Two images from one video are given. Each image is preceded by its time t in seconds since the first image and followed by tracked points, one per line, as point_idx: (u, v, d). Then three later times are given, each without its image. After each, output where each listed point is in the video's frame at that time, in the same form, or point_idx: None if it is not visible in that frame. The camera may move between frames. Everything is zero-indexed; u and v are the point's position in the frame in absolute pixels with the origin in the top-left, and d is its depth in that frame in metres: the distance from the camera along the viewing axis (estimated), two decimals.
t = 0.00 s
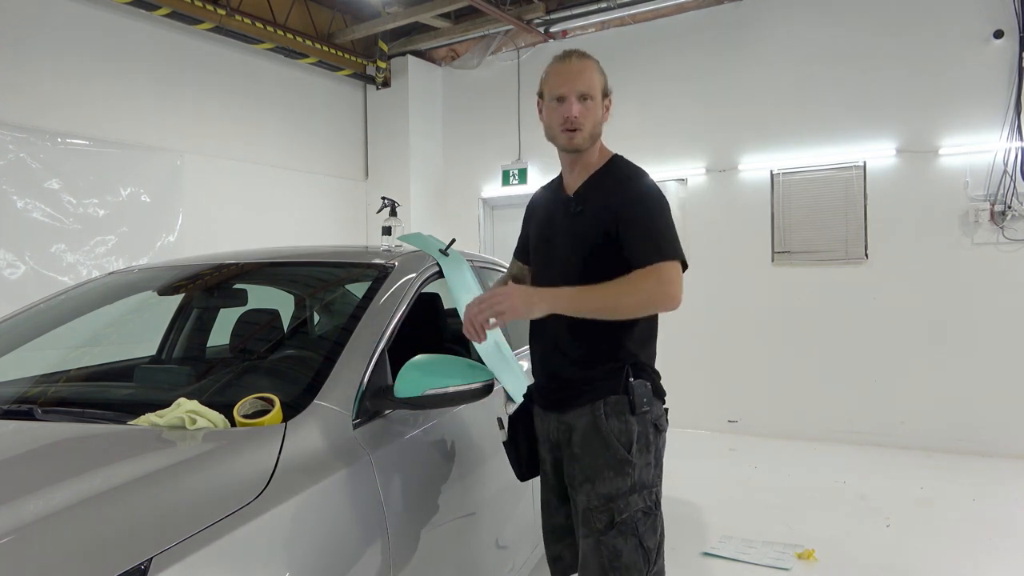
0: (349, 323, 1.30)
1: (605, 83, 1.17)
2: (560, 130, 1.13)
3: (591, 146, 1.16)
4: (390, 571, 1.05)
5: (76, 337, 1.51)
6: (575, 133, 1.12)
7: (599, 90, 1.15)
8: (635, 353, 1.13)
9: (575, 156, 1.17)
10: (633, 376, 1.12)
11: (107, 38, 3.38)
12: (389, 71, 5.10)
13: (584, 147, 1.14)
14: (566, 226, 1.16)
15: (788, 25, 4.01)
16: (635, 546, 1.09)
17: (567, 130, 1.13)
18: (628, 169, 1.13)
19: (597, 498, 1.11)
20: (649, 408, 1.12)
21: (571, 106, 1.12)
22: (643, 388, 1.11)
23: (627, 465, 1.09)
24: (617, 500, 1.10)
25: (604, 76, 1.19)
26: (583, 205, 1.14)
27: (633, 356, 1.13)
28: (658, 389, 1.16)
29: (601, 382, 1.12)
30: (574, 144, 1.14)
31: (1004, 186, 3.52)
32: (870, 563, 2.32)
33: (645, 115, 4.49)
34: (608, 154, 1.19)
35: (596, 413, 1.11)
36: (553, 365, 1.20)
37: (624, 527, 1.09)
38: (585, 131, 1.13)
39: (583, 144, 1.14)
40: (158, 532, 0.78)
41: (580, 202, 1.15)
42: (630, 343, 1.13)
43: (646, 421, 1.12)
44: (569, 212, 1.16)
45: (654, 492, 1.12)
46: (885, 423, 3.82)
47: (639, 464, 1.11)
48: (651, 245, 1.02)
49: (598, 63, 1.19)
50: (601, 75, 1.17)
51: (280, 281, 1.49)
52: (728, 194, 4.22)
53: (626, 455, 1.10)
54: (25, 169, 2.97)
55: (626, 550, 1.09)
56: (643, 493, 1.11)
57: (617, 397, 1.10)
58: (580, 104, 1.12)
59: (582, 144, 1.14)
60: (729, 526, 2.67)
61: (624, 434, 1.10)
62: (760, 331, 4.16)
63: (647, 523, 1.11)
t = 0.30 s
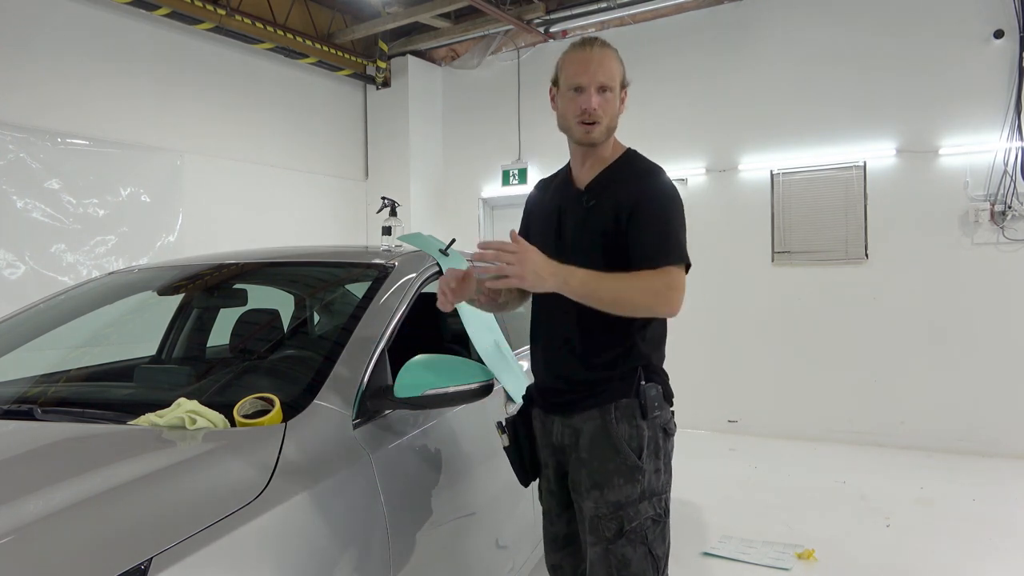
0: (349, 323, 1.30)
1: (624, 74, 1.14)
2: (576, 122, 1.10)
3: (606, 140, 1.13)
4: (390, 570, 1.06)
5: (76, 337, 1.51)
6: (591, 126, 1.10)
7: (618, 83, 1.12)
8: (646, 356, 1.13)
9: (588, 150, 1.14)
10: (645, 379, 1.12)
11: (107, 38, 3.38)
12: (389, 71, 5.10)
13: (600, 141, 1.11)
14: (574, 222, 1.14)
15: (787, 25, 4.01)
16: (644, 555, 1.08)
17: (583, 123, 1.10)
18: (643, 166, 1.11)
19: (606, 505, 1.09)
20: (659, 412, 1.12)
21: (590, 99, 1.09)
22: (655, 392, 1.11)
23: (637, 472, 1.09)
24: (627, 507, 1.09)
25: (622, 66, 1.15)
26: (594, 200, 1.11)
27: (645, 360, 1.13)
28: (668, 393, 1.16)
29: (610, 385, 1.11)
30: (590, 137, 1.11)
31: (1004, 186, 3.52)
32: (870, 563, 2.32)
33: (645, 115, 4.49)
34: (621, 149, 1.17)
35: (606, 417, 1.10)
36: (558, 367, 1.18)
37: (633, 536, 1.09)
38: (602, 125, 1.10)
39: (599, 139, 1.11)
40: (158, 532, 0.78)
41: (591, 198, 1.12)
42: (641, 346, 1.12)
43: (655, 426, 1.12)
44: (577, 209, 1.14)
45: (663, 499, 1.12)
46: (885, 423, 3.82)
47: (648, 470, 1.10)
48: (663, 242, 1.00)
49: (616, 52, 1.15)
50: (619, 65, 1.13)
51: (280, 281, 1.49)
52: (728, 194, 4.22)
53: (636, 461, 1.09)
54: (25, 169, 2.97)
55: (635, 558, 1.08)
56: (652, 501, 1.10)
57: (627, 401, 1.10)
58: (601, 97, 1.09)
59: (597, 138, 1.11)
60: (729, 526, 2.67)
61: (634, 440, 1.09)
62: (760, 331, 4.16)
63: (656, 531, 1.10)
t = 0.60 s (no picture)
0: (349, 323, 1.30)
1: (602, 75, 1.04)
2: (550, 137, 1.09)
3: (590, 149, 1.09)
4: (390, 571, 1.06)
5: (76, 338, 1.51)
6: (560, 142, 1.07)
7: (589, 90, 1.04)
8: (651, 363, 1.13)
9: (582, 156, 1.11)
10: (649, 386, 1.12)
11: (107, 38, 3.38)
12: (389, 71, 5.10)
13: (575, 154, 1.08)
14: (584, 219, 1.12)
15: (787, 25, 4.01)
16: (650, 564, 1.08)
17: (554, 139, 1.08)
18: (658, 166, 1.08)
19: (611, 514, 1.09)
20: (664, 419, 1.12)
21: (552, 118, 1.05)
22: (660, 398, 1.11)
23: (643, 480, 1.09)
24: (632, 516, 1.08)
25: (605, 65, 1.05)
26: (605, 199, 1.09)
27: (649, 366, 1.13)
28: (674, 400, 1.16)
29: (615, 393, 1.11)
30: (564, 151, 1.09)
31: (1004, 186, 3.52)
32: (870, 564, 2.32)
33: (645, 115, 4.49)
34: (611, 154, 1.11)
35: (611, 424, 1.10)
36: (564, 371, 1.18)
37: (639, 545, 1.08)
38: (573, 139, 1.06)
39: (576, 151, 1.08)
40: (159, 531, 0.78)
41: (599, 199, 1.10)
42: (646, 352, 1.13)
43: (661, 433, 1.12)
44: (588, 207, 1.12)
45: (668, 507, 1.12)
46: (885, 423, 3.82)
47: (653, 478, 1.10)
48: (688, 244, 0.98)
49: (599, 50, 1.05)
50: (596, 67, 1.04)
51: (280, 281, 1.50)
52: (728, 194, 4.22)
53: (642, 469, 1.09)
54: (25, 169, 2.97)
55: (642, 569, 1.07)
56: (657, 509, 1.10)
57: (632, 408, 1.10)
58: (563, 113, 1.04)
59: (575, 151, 1.08)
60: (728, 526, 2.67)
61: (639, 447, 1.09)
62: (760, 331, 4.16)
63: (661, 540, 1.11)
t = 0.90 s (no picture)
0: (349, 323, 1.30)
1: (592, 85, 1.03)
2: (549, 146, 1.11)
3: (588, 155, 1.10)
4: (390, 571, 1.06)
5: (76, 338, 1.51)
6: (559, 153, 1.09)
7: (580, 101, 1.03)
8: (652, 364, 1.13)
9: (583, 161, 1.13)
10: (649, 388, 1.12)
11: (106, 38, 3.38)
12: (389, 71, 5.10)
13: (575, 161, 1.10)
14: (581, 224, 1.14)
15: (787, 25, 4.01)
16: (646, 566, 1.08)
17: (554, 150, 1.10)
18: (643, 174, 1.07)
19: (607, 515, 1.09)
20: (664, 421, 1.12)
21: (547, 131, 1.07)
22: (660, 401, 1.11)
23: (639, 482, 1.08)
24: (628, 518, 1.08)
25: (595, 72, 1.03)
26: (599, 205, 1.11)
27: (649, 368, 1.13)
28: (676, 402, 1.15)
29: (613, 394, 1.11)
30: (564, 160, 1.10)
31: (1004, 186, 3.52)
32: (870, 564, 2.32)
33: (645, 115, 4.48)
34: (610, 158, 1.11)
35: (608, 426, 1.10)
36: (569, 369, 1.18)
37: (635, 547, 1.08)
38: (570, 151, 1.07)
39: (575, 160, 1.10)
40: (159, 531, 0.78)
41: (595, 205, 1.11)
42: (647, 354, 1.12)
43: (661, 435, 1.12)
44: (584, 212, 1.14)
45: (667, 510, 1.12)
46: (886, 423, 3.82)
47: (651, 481, 1.10)
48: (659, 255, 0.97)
49: (587, 58, 1.03)
50: (585, 76, 1.02)
51: (280, 281, 1.49)
52: (728, 194, 4.22)
53: (638, 472, 1.09)
54: (25, 169, 2.97)
55: (636, 570, 1.07)
56: (655, 512, 1.10)
57: (630, 410, 1.10)
58: (557, 127, 1.05)
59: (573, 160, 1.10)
60: (728, 526, 2.67)
61: (635, 450, 1.09)
62: (760, 331, 4.16)
63: (659, 543, 1.10)
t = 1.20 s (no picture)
0: (349, 323, 1.30)
1: (589, 92, 1.03)
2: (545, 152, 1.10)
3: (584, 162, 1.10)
4: (390, 571, 1.06)
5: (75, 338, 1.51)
6: (556, 159, 1.08)
7: (579, 109, 1.03)
8: (647, 361, 1.14)
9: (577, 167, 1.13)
10: (646, 383, 1.12)
11: (107, 38, 3.38)
12: (389, 71, 5.10)
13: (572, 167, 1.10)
14: (574, 228, 1.14)
15: (788, 25, 4.01)
16: (647, 560, 1.09)
17: (550, 156, 1.09)
18: (637, 178, 1.08)
19: (607, 510, 1.10)
20: (660, 416, 1.13)
21: (546, 137, 1.06)
22: (656, 395, 1.12)
23: (638, 476, 1.09)
24: (628, 513, 1.09)
25: (592, 80, 1.04)
26: (592, 210, 1.11)
27: (644, 365, 1.13)
28: (670, 397, 1.16)
29: (610, 390, 1.12)
30: (561, 166, 1.10)
31: (1004, 186, 3.53)
32: (870, 563, 2.32)
33: (645, 115, 4.48)
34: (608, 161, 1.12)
35: (606, 422, 1.11)
36: (564, 367, 1.18)
37: (635, 541, 1.09)
38: (568, 157, 1.07)
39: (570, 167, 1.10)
40: (159, 531, 0.79)
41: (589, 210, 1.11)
42: (642, 351, 1.13)
43: (657, 430, 1.13)
44: (577, 217, 1.14)
45: (665, 504, 1.13)
46: (885, 423, 3.82)
47: (649, 474, 1.11)
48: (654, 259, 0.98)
49: (583, 66, 1.04)
50: (584, 83, 1.03)
51: (280, 281, 1.49)
52: (728, 194, 4.22)
53: (637, 466, 1.10)
54: (25, 169, 2.97)
55: (637, 564, 1.08)
56: (653, 505, 1.11)
57: (627, 405, 1.10)
58: (555, 133, 1.05)
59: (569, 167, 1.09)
60: (729, 526, 2.68)
61: (634, 444, 1.10)
62: (760, 331, 4.16)
63: (658, 535, 1.11)
